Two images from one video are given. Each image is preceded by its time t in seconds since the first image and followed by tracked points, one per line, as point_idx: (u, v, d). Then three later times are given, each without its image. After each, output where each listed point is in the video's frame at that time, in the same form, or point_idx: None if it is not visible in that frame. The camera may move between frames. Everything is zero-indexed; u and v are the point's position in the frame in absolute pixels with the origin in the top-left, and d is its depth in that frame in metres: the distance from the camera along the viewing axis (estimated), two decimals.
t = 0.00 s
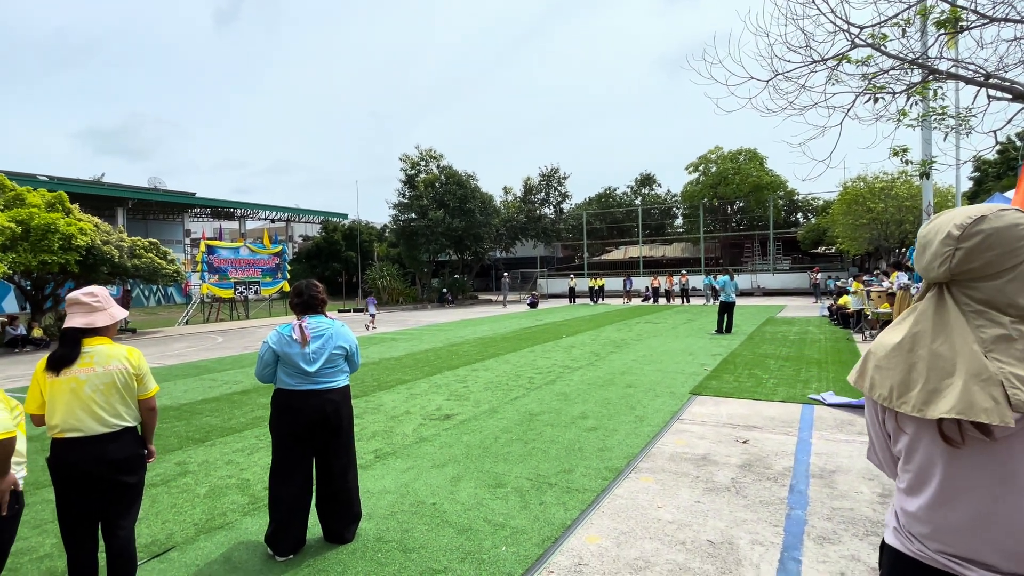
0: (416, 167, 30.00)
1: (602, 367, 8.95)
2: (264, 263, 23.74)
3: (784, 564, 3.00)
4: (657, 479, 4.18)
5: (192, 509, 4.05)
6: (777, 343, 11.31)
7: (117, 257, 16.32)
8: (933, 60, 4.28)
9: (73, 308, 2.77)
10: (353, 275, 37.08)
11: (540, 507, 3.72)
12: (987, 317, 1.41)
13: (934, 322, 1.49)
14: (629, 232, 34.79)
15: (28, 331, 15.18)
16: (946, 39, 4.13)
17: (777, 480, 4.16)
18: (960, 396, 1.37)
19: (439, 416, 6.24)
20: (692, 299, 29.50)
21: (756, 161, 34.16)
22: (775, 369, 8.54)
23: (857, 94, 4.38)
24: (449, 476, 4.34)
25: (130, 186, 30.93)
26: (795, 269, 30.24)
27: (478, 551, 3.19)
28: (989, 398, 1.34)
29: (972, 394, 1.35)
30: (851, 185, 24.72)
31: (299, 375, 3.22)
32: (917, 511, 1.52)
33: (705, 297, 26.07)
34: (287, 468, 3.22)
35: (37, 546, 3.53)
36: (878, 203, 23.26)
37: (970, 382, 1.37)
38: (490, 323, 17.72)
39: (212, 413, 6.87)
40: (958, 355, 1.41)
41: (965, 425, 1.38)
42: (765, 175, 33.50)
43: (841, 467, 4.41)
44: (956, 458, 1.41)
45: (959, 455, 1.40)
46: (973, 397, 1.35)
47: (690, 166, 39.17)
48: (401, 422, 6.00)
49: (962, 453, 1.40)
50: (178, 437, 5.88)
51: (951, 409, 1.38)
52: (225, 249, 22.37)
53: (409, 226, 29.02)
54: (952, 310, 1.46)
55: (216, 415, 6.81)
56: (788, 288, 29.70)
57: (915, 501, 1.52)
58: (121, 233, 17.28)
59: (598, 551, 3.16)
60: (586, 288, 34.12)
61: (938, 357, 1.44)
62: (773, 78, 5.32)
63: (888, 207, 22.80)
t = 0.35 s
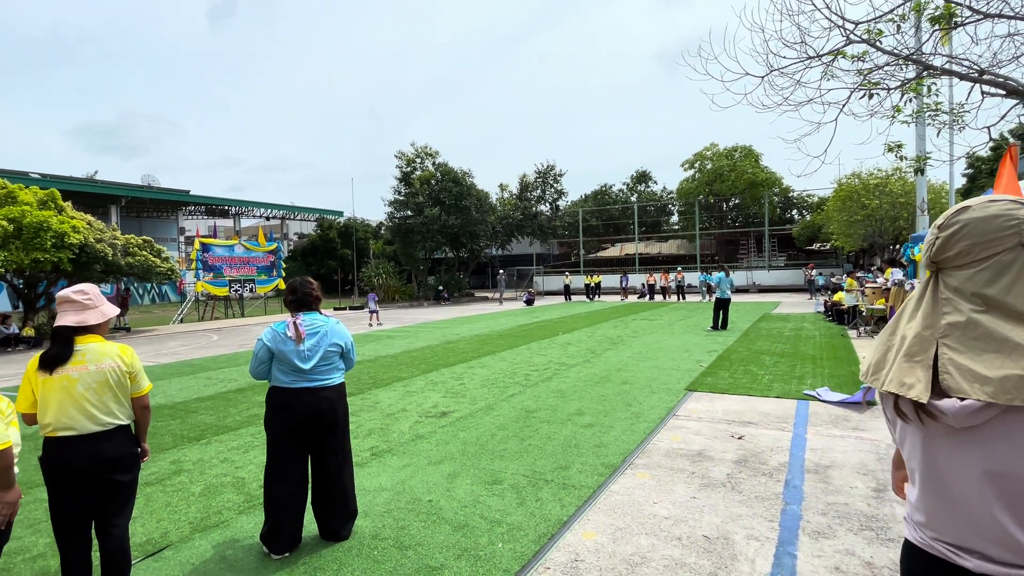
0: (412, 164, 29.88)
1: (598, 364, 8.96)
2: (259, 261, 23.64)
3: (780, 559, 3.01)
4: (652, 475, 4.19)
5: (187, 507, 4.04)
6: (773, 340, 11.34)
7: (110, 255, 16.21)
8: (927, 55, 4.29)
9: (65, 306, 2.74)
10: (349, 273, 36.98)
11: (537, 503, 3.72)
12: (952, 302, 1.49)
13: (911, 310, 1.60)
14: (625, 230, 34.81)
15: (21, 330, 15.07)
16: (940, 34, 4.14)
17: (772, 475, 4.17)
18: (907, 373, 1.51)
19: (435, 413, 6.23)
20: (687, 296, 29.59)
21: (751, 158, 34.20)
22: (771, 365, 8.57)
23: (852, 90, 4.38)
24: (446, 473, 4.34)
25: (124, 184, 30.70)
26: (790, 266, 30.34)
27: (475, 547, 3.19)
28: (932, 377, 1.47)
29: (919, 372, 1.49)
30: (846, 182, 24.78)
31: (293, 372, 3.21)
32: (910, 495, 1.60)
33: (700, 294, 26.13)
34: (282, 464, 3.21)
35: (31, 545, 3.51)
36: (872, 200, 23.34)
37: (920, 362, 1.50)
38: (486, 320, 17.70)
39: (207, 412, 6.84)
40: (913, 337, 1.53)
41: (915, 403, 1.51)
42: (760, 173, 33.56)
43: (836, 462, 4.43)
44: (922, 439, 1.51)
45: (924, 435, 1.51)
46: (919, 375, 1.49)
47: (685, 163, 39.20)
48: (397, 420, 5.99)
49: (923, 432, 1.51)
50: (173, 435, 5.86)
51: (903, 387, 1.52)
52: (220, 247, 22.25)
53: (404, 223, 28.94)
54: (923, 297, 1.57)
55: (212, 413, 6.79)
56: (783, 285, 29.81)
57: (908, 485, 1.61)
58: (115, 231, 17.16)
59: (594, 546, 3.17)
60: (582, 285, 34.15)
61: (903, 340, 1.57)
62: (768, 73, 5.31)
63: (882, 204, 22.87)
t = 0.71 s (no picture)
0: (406, 162, 29.77)
1: (594, 361, 8.98)
2: (253, 260, 23.53)
3: (774, 555, 3.02)
4: (648, 471, 4.21)
5: (181, 506, 4.03)
6: (767, 336, 11.39)
7: (103, 254, 16.09)
8: (919, 54, 4.31)
9: (57, 304, 2.73)
10: (344, 271, 36.90)
11: (532, 501, 3.74)
12: (995, 294, 1.50)
13: (961, 298, 1.63)
14: (620, 227, 34.85)
15: (12, 330, 14.96)
16: (931, 33, 4.16)
17: (767, 471, 4.20)
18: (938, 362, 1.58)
19: (430, 411, 6.23)
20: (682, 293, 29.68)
21: (745, 156, 34.26)
22: (765, 361, 8.61)
23: (845, 87, 4.39)
24: (441, 471, 4.35)
25: (116, 182, 30.50)
26: (784, 263, 30.47)
27: (472, 545, 3.20)
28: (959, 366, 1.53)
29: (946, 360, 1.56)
30: (839, 179, 24.88)
31: (288, 371, 3.21)
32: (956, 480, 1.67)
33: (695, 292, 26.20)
34: (279, 463, 3.20)
35: (24, 546, 3.49)
36: (865, 197, 23.44)
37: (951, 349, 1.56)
38: (481, 318, 17.70)
39: (202, 411, 6.82)
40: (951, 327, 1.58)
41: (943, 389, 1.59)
42: (754, 170, 33.66)
43: (829, 458, 4.47)
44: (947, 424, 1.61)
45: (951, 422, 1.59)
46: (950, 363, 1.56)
47: (680, 161, 39.26)
48: (392, 418, 5.98)
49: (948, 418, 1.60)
50: (168, 435, 5.84)
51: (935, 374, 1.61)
52: (213, 246, 22.15)
53: (399, 222, 28.86)
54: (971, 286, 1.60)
55: (206, 412, 6.76)
56: (777, 282, 29.97)
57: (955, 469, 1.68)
58: (107, 230, 17.04)
59: (590, 543, 3.18)
60: (576, 283, 34.21)
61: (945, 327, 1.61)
62: (761, 72, 5.32)
63: (875, 201, 22.96)
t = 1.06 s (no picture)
0: (398, 162, 29.67)
1: (587, 360, 9.00)
2: (244, 261, 23.39)
3: (766, 551, 3.05)
4: (641, 469, 4.23)
5: (173, 509, 4.01)
6: (758, 334, 11.47)
7: (91, 255, 15.93)
8: (907, 54, 4.36)
9: (47, 307, 2.71)
10: (336, 272, 36.75)
11: (527, 499, 3.75)
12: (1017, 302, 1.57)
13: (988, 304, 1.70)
14: (612, 227, 34.95)
15: None
16: (918, 33, 4.21)
17: (758, 468, 4.24)
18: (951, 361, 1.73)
19: (423, 411, 6.23)
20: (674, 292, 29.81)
21: (736, 155, 34.41)
22: (757, 359, 8.67)
23: (833, 87, 4.42)
24: (435, 471, 4.35)
25: (104, 183, 30.19)
26: (775, 261, 30.65)
27: (466, 544, 3.21)
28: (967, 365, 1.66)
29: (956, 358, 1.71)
30: (829, 178, 25.06)
31: (281, 373, 3.20)
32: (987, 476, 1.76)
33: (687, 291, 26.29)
34: (272, 465, 3.19)
35: (15, 550, 3.46)
36: (855, 196, 23.62)
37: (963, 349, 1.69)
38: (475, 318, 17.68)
39: (193, 413, 6.77)
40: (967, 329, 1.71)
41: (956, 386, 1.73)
42: (745, 169, 33.85)
43: (820, 454, 4.51)
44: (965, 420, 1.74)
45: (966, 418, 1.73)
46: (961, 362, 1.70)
47: (671, 160, 39.42)
48: (386, 419, 5.98)
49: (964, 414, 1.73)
50: (159, 437, 5.80)
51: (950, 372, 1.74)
52: (204, 247, 22.00)
53: (391, 221, 28.77)
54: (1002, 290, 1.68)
55: (197, 414, 6.72)
56: (768, 280, 30.17)
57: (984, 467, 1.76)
58: (96, 231, 16.87)
59: (584, 541, 3.19)
60: (569, 282, 34.26)
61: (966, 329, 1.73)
62: (751, 71, 5.35)
63: (864, 199, 23.13)
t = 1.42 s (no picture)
0: (388, 164, 29.59)
1: (579, 362, 9.03)
2: (233, 264, 23.21)
3: (758, 549, 3.07)
4: (634, 469, 4.25)
5: (163, 516, 3.97)
6: (748, 335, 11.55)
7: (77, 260, 15.75)
8: (891, 57, 4.43)
9: (32, 312, 2.67)
10: (326, 275, 36.58)
11: (520, 501, 3.75)
12: None
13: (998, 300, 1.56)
14: (602, 228, 35.10)
15: None
16: (903, 36, 4.27)
17: (749, 467, 4.27)
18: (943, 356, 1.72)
19: (416, 414, 6.21)
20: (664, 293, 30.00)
21: (725, 157, 34.73)
22: (747, 359, 8.74)
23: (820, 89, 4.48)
24: (428, 474, 4.34)
25: (90, 186, 29.85)
26: (763, 262, 30.93)
27: (460, 546, 3.21)
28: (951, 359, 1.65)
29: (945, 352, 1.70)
30: (816, 179, 25.31)
31: (272, 377, 3.18)
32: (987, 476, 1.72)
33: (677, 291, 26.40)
34: (263, 469, 3.17)
35: (1, 559, 3.41)
36: (841, 197, 23.88)
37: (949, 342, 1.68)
38: (466, 320, 17.66)
39: (183, 418, 6.71)
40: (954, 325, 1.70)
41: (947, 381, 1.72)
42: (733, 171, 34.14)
43: (811, 453, 4.55)
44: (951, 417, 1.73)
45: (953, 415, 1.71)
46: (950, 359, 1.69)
47: (660, 162, 39.65)
48: (378, 422, 5.96)
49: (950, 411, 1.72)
50: (148, 443, 5.74)
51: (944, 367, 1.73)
52: (192, 250, 21.79)
53: (381, 224, 28.71)
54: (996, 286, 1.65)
55: (187, 420, 6.65)
56: (757, 281, 30.44)
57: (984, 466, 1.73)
58: (81, 234, 16.67)
59: (577, 541, 3.20)
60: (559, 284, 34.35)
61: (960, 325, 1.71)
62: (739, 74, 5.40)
63: (851, 200, 23.40)
